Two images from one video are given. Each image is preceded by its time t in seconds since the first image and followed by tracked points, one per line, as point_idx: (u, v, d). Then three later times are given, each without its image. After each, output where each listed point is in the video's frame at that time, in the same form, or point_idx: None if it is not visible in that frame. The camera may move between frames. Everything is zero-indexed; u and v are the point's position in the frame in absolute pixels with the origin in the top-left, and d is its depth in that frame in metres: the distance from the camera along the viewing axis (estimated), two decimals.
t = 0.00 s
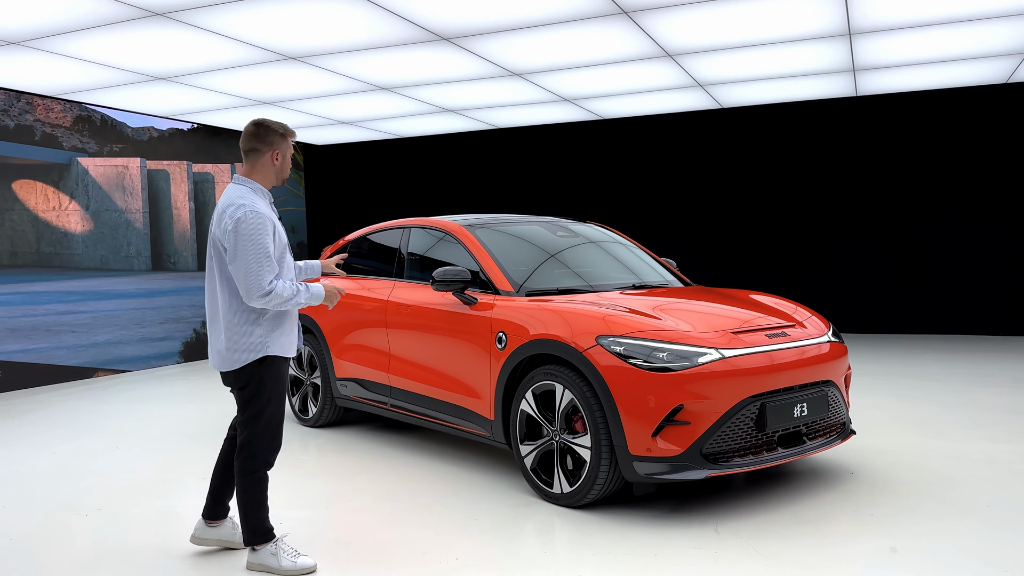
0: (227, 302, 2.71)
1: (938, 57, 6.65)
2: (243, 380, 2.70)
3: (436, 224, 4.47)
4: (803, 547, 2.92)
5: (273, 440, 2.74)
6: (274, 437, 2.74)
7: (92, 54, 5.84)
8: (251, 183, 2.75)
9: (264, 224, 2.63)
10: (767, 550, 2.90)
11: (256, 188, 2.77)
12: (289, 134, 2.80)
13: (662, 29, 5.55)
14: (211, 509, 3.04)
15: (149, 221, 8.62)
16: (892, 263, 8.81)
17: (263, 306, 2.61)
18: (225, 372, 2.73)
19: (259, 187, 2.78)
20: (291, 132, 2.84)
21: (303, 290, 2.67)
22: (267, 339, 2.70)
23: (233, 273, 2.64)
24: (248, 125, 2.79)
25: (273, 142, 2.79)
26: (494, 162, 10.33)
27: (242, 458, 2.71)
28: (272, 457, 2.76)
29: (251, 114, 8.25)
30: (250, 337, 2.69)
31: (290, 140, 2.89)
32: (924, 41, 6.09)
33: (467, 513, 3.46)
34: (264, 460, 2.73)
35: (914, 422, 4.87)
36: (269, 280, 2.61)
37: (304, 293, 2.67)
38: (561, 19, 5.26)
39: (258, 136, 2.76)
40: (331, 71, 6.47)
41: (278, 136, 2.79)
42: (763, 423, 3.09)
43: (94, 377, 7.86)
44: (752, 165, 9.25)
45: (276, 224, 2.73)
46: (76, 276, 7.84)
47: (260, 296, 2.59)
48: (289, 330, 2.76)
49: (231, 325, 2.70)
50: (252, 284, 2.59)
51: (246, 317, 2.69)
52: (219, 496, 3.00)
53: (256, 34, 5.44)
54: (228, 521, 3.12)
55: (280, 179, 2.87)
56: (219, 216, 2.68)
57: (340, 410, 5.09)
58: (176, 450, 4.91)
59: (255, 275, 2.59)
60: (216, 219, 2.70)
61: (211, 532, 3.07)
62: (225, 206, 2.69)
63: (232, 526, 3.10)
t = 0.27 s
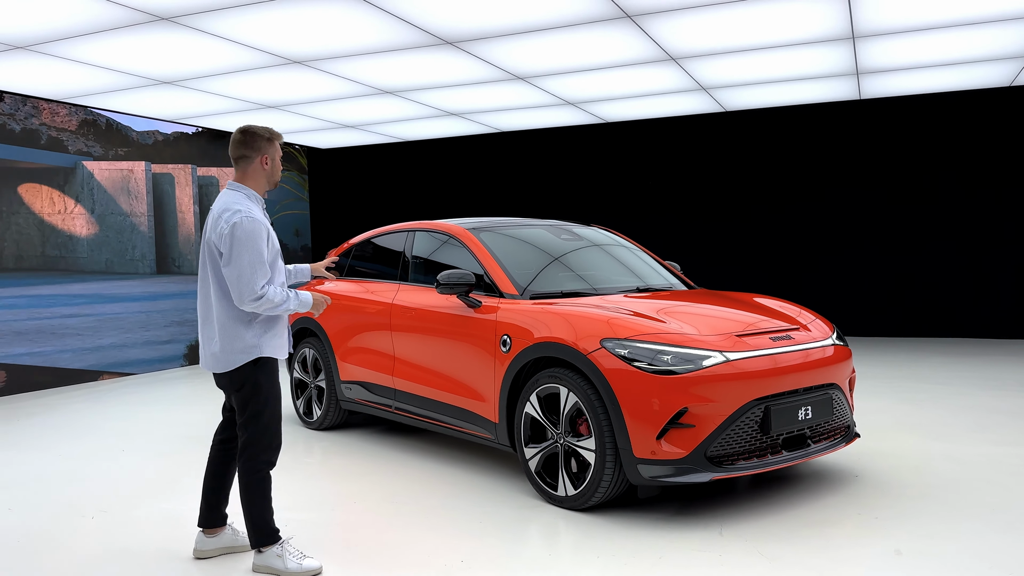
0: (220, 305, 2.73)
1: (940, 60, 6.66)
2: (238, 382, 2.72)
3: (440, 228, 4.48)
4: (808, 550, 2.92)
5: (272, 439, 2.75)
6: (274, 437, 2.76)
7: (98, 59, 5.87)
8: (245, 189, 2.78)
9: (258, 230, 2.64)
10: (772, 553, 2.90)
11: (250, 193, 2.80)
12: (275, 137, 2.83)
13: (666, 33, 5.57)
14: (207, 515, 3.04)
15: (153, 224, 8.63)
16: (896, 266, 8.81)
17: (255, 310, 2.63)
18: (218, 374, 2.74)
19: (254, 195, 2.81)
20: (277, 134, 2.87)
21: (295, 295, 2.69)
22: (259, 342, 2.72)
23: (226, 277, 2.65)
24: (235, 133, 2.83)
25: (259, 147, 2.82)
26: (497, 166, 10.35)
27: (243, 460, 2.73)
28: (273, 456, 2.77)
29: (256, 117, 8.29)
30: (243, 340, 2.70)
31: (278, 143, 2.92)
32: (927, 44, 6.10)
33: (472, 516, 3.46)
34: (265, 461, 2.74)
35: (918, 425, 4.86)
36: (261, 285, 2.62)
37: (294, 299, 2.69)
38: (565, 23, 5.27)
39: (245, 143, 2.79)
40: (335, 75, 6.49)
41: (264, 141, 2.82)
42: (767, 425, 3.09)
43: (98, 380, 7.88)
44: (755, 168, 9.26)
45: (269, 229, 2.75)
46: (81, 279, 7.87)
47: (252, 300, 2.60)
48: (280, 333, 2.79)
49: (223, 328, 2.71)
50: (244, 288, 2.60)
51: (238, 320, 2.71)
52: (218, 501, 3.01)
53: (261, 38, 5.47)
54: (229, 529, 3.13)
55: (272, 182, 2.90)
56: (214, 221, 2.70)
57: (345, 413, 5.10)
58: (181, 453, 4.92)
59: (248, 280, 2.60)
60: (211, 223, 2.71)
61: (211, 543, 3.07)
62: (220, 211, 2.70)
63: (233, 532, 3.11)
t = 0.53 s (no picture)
0: (206, 309, 2.75)
1: (944, 64, 6.66)
2: (223, 389, 2.73)
3: (444, 232, 4.50)
4: (813, 554, 2.92)
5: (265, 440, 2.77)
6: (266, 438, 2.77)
7: (104, 64, 5.90)
8: (235, 198, 2.82)
9: (248, 236, 2.68)
10: (777, 557, 2.90)
11: (240, 202, 2.83)
12: (258, 144, 2.85)
13: (670, 37, 5.58)
14: (208, 522, 3.04)
15: (159, 228, 8.69)
16: (900, 269, 8.79)
17: (241, 314, 2.66)
18: (205, 378, 2.75)
19: (244, 201, 2.85)
20: (263, 140, 2.88)
21: (281, 302, 2.72)
22: (244, 347, 2.73)
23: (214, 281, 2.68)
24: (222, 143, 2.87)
25: (245, 155, 2.84)
26: (501, 169, 10.37)
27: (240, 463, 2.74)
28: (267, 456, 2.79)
29: (261, 122, 8.31)
30: (227, 344, 2.72)
31: (267, 148, 2.93)
32: (932, 48, 6.09)
33: (477, 520, 3.47)
34: (261, 462, 2.76)
35: (924, 429, 4.86)
36: (249, 290, 2.65)
37: (280, 305, 2.72)
38: (569, 27, 5.29)
39: (230, 153, 2.82)
40: (339, 80, 6.51)
41: (248, 149, 2.84)
42: (772, 429, 3.09)
43: (104, 384, 7.91)
44: (759, 171, 9.26)
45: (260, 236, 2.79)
46: (86, 283, 7.91)
47: (240, 305, 2.64)
48: (265, 340, 2.80)
49: (209, 331, 2.73)
50: (231, 293, 2.64)
51: (224, 325, 2.73)
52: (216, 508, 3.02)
53: (266, 43, 5.49)
54: (234, 533, 3.14)
55: (263, 189, 2.92)
56: (206, 227, 2.73)
57: (350, 417, 5.11)
58: (187, 457, 4.93)
59: (236, 285, 2.64)
60: (203, 228, 2.75)
61: (216, 547, 3.08)
62: (212, 217, 2.74)
63: (238, 536, 3.12)
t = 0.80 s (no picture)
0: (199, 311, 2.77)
1: (947, 67, 6.66)
2: (221, 391, 2.75)
3: (448, 235, 4.51)
4: (818, 556, 2.92)
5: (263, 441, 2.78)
6: (264, 439, 2.79)
7: (109, 68, 5.93)
8: (227, 201, 2.83)
9: (236, 238, 2.69)
10: (781, 560, 2.90)
11: (231, 206, 2.84)
12: (263, 154, 2.87)
13: (673, 41, 5.59)
14: (213, 524, 3.05)
15: (163, 233, 8.70)
16: (903, 272, 8.79)
17: (228, 315, 2.67)
18: (199, 379, 2.77)
19: (236, 206, 2.86)
20: (266, 150, 2.90)
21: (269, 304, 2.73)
22: (237, 348, 2.74)
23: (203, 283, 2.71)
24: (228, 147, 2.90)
25: (247, 161, 2.86)
26: (504, 173, 10.38)
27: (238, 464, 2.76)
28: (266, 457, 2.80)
29: (265, 126, 8.34)
30: (220, 345, 2.73)
31: (272, 161, 2.95)
32: (934, 51, 6.10)
33: (482, 523, 3.47)
34: (259, 463, 2.77)
35: (927, 432, 4.85)
36: (235, 291, 2.66)
37: (268, 308, 2.72)
38: (572, 32, 5.31)
39: (233, 156, 2.84)
40: (343, 84, 6.54)
41: (251, 155, 2.86)
42: (776, 432, 3.10)
43: (108, 387, 7.93)
44: (762, 174, 9.26)
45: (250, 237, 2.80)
46: (91, 287, 7.93)
47: (225, 306, 2.65)
48: (257, 342, 2.81)
49: (202, 333, 2.75)
50: (218, 294, 2.65)
51: (215, 326, 2.74)
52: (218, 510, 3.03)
53: (271, 48, 5.51)
54: (239, 536, 3.14)
55: (258, 198, 2.92)
56: (196, 229, 2.76)
57: (353, 420, 5.12)
58: (191, 460, 4.95)
59: (222, 286, 2.65)
60: (193, 231, 2.77)
61: (220, 550, 3.08)
62: (201, 220, 2.77)
63: (243, 540, 3.13)
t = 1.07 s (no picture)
0: (199, 313, 2.78)
1: (949, 68, 6.66)
2: (220, 395, 2.76)
3: (451, 238, 4.51)
4: (822, 559, 2.91)
5: (263, 444, 2.79)
6: (264, 441, 2.79)
7: (114, 72, 5.95)
8: (222, 205, 2.83)
9: (233, 238, 2.71)
10: (785, 562, 2.90)
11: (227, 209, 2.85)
12: (253, 155, 2.87)
13: (676, 43, 5.59)
14: (217, 527, 3.06)
15: (167, 236, 8.69)
16: (908, 274, 8.77)
17: (228, 315, 2.68)
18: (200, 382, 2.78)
19: (231, 208, 2.87)
20: (257, 150, 2.90)
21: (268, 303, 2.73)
22: (237, 350, 2.75)
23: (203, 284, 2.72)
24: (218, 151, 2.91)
25: (237, 163, 2.87)
26: (508, 175, 10.39)
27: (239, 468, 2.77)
28: (265, 459, 2.80)
29: (268, 129, 8.36)
30: (220, 346, 2.74)
31: (263, 160, 2.95)
32: (938, 52, 6.09)
33: (486, 525, 3.47)
34: (259, 466, 2.78)
35: (932, 434, 4.84)
36: (234, 291, 2.68)
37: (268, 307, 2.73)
38: (574, 34, 5.32)
39: (224, 160, 2.85)
40: (347, 87, 6.56)
41: (241, 157, 2.86)
42: (779, 434, 3.09)
43: (113, 390, 7.95)
44: (766, 177, 9.25)
45: (248, 238, 2.81)
46: (96, 290, 7.95)
47: (225, 305, 2.66)
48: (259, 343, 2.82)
49: (202, 335, 2.75)
50: (217, 294, 2.66)
51: (216, 328, 2.75)
52: (221, 513, 3.04)
53: (274, 51, 5.52)
54: (243, 538, 3.14)
55: (252, 199, 2.93)
56: (194, 231, 2.78)
57: (357, 423, 5.13)
58: (195, 463, 4.96)
59: (222, 286, 2.66)
60: (191, 233, 2.79)
61: (225, 552, 3.09)
62: (199, 222, 2.79)
63: (247, 542, 3.13)
